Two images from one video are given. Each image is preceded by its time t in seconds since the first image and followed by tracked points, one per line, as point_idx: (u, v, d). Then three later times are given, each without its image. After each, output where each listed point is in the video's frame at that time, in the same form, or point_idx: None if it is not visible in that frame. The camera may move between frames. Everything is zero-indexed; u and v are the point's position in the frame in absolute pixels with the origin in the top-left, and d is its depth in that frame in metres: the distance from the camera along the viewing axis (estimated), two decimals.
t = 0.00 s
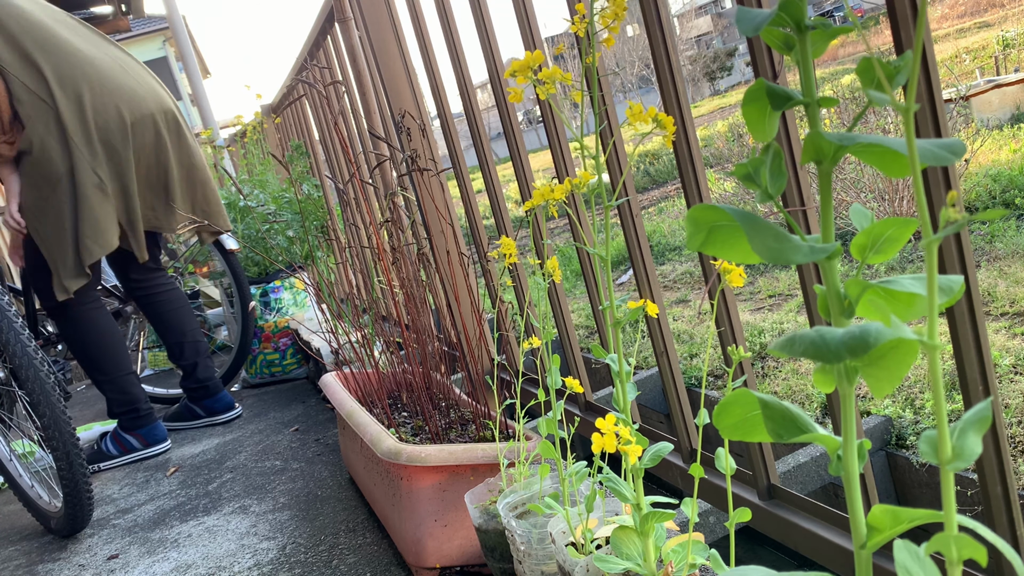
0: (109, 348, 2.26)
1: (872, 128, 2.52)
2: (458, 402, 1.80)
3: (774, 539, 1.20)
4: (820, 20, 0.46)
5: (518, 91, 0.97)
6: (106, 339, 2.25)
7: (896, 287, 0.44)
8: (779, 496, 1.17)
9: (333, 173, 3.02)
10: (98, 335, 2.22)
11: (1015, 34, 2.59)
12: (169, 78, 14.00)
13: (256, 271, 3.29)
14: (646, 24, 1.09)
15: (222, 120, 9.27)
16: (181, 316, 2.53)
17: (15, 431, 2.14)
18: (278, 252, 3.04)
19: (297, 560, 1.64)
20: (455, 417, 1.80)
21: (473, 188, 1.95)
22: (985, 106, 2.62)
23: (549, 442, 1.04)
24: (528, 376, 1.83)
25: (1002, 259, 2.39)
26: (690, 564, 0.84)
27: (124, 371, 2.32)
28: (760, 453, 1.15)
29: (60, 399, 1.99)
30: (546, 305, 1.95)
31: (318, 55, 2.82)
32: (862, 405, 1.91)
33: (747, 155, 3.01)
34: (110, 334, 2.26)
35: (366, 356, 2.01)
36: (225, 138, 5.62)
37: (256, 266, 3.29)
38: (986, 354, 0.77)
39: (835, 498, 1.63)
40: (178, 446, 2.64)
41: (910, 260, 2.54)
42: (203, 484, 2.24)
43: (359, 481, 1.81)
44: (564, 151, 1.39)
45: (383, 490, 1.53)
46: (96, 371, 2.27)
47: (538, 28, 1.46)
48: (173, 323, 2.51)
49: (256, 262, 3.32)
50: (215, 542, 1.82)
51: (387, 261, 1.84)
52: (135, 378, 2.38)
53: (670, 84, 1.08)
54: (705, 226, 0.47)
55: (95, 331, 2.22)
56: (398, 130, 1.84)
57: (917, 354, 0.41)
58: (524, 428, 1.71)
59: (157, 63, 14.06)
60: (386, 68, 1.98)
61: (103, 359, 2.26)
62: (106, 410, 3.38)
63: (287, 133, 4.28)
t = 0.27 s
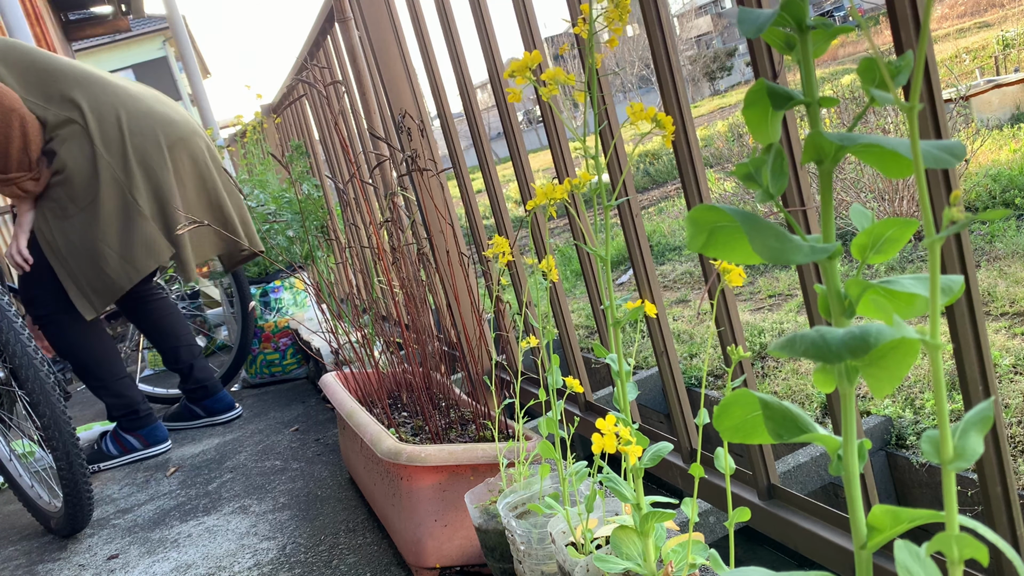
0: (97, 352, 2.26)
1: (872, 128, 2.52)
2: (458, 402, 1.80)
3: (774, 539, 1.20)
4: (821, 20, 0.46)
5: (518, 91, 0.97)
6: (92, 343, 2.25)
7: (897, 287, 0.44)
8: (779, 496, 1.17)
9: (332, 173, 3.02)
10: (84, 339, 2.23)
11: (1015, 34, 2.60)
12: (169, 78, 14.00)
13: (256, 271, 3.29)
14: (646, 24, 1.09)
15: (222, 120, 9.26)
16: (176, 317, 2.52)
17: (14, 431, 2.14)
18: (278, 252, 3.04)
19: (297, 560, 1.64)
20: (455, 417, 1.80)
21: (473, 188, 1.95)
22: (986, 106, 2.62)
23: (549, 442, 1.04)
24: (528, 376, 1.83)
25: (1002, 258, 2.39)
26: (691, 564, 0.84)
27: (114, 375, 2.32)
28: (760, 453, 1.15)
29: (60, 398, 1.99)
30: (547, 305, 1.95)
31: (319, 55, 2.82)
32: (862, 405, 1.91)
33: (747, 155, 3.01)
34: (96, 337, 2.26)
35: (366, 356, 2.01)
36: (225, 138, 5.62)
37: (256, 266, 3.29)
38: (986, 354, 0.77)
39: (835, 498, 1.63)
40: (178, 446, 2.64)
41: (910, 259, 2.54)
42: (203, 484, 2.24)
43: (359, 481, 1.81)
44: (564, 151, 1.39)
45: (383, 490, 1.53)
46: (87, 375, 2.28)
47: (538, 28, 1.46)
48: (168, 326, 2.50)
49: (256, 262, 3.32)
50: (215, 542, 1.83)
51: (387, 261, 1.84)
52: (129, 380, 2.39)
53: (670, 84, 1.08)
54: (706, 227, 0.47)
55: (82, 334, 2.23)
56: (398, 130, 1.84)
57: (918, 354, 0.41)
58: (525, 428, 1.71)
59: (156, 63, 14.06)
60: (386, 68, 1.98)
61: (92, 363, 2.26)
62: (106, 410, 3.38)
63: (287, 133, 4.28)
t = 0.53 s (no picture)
0: (89, 352, 2.28)
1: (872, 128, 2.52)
2: (458, 402, 1.80)
3: (774, 539, 1.20)
4: (819, 21, 0.46)
5: (519, 91, 0.97)
6: (90, 344, 2.27)
7: (896, 286, 0.44)
8: (779, 495, 1.17)
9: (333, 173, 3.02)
10: (80, 335, 2.24)
11: (1015, 34, 2.63)
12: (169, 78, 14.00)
13: (256, 271, 3.29)
14: (646, 24, 1.09)
15: (222, 121, 9.26)
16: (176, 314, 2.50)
17: (14, 431, 2.14)
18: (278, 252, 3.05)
19: (296, 560, 1.64)
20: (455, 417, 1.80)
21: (473, 188, 1.95)
22: (985, 105, 2.67)
23: (549, 442, 1.04)
24: (528, 376, 1.83)
25: (1002, 258, 2.40)
26: (690, 564, 0.84)
27: (102, 375, 2.34)
28: (760, 452, 1.15)
29: (60, 398, 1.99)
30: (546, 305, 1.95)
31: (319, 55, 2.82)
32: (862, 405, 1.91)
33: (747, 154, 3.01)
34: (92, 337, 2.27)
35: (366, 356, 2.01)
36: (225, 138, 5.62)
37: (256, 266, 3.29)
38: (986, 354, 0.77)
39: (835, 498, 1.63)
40: (178, 446, 2.64)
41: (910, 259, 2.55)
42: (203, 484, 2.24)
43: (359, 481, 1.81)
44: (564, 151, 1.39)
45: (383, 490, 1.53)
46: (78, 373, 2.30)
47: (539, 28, 1.46)
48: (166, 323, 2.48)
49: (256, 263, 3.32)
50: (215, 542, 1.83)
51: (386, 261, 1.84)
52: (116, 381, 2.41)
53: (670, 84, 1.08)
54: (704, 226, 0.47)
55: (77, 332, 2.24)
56: (398, 130, 1.84)
57: (917, 353, 0.42)
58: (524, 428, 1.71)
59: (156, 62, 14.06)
60: (386, 68, 1.98)
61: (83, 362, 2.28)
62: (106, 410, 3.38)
63: (287, 133, 4.28)
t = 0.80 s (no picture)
0: (84, 353, 2.26)
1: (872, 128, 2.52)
2: (458, 402, 1.80)
3: (774, 538, 1.20)
4: (819, 21, 0.46)
5: (519, 90, 0.97)
6: (85, 345, 2.25)
7: (896, 287, 0.44)
8: (779, 495, 1.17)
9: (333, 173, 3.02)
10: (76, 337, 2.22)
11: (1015, 33, 2.62)
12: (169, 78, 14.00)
13: (256, 271, 3.29)
14: (646, 24, 1.09)
15: (222, 121, 9.26)
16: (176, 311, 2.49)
17: (14, 431, 2.13)
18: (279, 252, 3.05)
19: (296, 560, 1.64)
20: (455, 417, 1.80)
21: (473, 188, 1.95)
22: (985, 106, 2.67)
23: (549, 442, 1.04)
24: (528, 376, 1.83)
25: (1002, 258, 2.40)
26: (690, 564, 0.84)
27: (99, 377, 2.33)
28: (760, 452, 1.15)
29: (60, 398, 1.99)
30: (546, 305, 1.95)
31: (318, 55, 2.82)
32: (862, 405, 1.91)
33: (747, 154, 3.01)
34: (88, 339, 2.26)
35: (366, 356, 2.01)
36: (225, 138, 5.62)
37: (256, 266, 3.29)
38: (986, 355, 0.77)
39: (835, 498, 1.63)
40: (177, 446, 2.64)
41: (910, 259, 2.55)
42: (203, 484, 2.24)
43: (359, 481, 1.81)
44: (564, 151, 1.39)
45: (383, 489, 1.53)
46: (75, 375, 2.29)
47: (538, 27, 1.46)
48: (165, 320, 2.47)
49: (256, 263, 3.32)
50: (215, 542, 1.82)
51: (386, 261, 1.84)
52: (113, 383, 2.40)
53: (670, 84, 1.08)
54: (704, 226, 0.47)
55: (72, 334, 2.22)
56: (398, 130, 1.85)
57: (917, 353, 0.42)
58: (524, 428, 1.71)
59: (156, 62, 14.06)
60: (386, 68, 1.98)
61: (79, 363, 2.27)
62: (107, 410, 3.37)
63: (287, 133, 4.28)
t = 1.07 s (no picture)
0: (82, 354, 2.27)
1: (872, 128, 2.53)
2: (458, 402, 1.80)
3: (774, 539, 1.20)
4: (820, 21, 0.46)
5: (519, 90, 0.97)
6: (82, 346, 2.26)
7: (896, 287, 0.44)
8: (779, 495, 1.17)
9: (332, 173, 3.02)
10: (74, 338, 2.22)
11: (1015, 34, 2.63)
12: (168, 78, 14.01)
13: (256, 271, 3.29)
14: (646, 24, 1.09)
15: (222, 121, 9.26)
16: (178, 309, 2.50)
17: (14, 431, 2.13)
18: (278, 252, 3.05)
19: (296, 560, 1.64)
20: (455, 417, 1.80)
21: (473, 188, 1.95)
22: (985, 106, 2.66)
23: (549, 442, 1.04)
24: (528, 376, 1.83)
25: (1002, 258, 2.39)
26: (690, 564, 0.84)
27: (98, 377, 2.33)
28: (760, 452, 1.15)
29: (60, 398, 1.99)
30: (546, 304, 1.95)
31: (318, 55, 2.82)
32: (862, 405, 1.91)
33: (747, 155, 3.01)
34: (85, 338, 2.25)
35: (366, 356, 2.01)
36: (225, 138, 5.63)
37: (256, 266, 3.29)
38: (986, 355, 0.77)
39: (835, 498, 1.63)
40: (177, 446, 2.64)
41: (910, 259, 2.55)
42: (202, 484, 2.24)
43: (359, 481, 1.81)
44: (564, 151, 1.39)
45: (383, 490, 1.52)
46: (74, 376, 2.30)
47: (539, 27, 1.46)
48: (167, 317, 2.48)
49: (256, 263, 3.32)
50: (215, 542, 1.82)
51: (386, 261, 1.84)
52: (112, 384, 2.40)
53: (670, 84, 1.08)
54: (704, 226, 0.47)
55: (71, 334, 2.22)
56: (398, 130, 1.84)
57: (917, 353, 0.41)
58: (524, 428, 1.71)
59: (156, 62, 14.06)
60: (386, 67, 1.98)
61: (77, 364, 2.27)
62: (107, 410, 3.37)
63: (287, 133, 4.28)
